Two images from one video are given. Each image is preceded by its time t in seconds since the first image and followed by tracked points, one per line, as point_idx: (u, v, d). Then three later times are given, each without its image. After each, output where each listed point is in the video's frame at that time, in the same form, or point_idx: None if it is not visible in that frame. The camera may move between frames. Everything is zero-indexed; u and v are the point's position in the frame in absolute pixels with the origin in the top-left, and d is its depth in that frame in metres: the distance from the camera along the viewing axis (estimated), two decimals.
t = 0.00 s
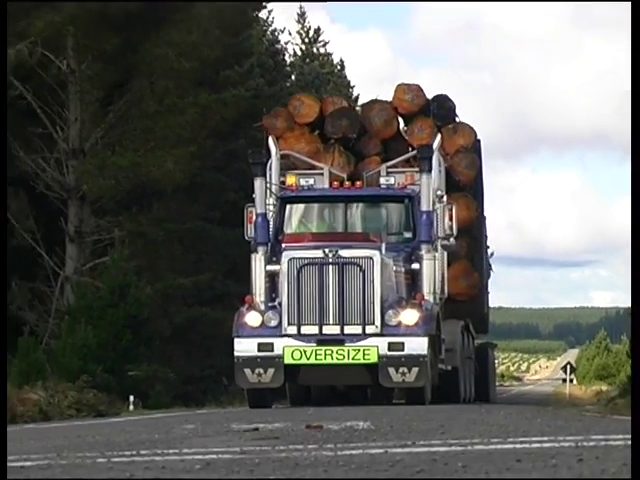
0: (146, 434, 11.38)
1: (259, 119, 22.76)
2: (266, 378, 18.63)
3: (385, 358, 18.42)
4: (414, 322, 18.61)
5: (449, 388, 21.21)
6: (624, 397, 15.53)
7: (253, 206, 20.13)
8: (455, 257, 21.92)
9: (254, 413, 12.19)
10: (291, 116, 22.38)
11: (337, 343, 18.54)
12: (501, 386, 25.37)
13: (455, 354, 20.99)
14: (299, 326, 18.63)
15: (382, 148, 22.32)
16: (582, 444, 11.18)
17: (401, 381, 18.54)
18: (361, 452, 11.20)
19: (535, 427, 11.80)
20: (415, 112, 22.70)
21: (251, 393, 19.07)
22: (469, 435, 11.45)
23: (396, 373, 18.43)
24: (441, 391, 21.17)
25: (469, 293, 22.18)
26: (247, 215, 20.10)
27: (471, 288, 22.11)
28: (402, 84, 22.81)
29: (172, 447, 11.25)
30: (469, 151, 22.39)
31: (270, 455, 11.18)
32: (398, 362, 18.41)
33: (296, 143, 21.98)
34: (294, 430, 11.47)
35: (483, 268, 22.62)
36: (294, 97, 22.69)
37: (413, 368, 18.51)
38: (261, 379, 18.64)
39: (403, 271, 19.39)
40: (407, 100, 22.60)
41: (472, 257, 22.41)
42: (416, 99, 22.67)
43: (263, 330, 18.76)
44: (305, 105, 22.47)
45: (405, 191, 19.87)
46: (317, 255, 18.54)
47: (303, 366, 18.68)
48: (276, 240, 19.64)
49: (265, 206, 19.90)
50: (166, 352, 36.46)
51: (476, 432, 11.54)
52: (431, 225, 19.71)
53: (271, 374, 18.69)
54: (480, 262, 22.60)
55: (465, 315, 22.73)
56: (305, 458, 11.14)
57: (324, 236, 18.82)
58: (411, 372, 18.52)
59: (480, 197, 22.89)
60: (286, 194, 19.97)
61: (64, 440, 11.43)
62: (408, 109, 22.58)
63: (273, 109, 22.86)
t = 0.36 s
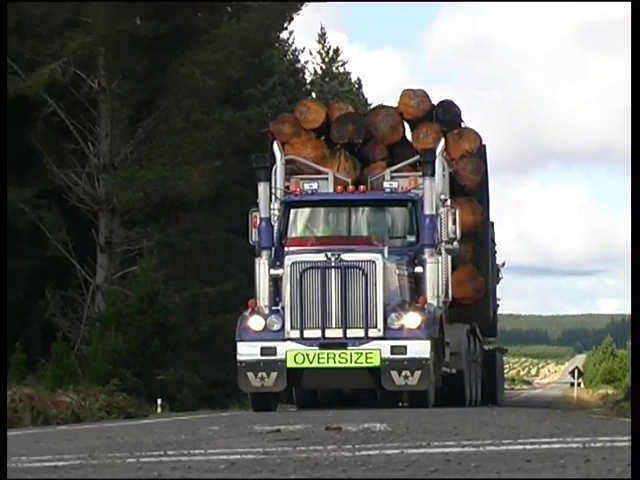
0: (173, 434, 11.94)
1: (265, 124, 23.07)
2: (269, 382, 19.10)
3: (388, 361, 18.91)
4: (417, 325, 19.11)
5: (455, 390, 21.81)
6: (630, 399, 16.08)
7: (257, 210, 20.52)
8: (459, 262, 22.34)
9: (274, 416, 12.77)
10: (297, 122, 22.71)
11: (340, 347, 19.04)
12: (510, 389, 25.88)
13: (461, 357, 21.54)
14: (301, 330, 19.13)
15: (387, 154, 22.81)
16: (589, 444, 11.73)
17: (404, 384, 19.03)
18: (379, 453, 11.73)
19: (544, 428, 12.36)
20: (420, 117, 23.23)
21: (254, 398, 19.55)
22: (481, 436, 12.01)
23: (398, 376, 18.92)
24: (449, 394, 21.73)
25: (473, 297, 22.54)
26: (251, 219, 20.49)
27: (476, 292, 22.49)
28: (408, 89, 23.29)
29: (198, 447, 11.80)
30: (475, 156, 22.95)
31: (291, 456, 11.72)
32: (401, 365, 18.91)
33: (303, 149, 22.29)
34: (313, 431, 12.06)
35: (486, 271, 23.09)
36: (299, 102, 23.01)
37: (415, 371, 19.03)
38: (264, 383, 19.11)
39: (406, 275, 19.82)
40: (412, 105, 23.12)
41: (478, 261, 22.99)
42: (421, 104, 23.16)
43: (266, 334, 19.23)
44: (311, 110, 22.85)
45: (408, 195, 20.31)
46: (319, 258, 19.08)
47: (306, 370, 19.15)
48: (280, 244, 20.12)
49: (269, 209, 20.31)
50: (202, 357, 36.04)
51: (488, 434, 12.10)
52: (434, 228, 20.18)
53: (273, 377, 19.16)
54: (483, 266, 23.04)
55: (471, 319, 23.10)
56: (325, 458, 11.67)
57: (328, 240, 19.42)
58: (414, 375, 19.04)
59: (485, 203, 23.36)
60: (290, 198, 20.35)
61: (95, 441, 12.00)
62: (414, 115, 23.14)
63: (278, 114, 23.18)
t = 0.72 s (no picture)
0: (194, 434, 12.48)
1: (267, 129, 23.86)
2: (265, 383, 19.63)
3: (384, 363, 19.39)
4: (413, 326, 19.59)
5: (456, 395, 22.24)
6: (629, 400, 16.67)
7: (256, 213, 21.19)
8: (459, 264, 22.87)
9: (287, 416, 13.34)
10: (299, 125, 23.45)
11: (337, 348, 19.53)
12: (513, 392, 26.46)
13: (460, 359, 22.07)
14: (298, 331, 19.64)
15: (388, 156, 23.31)
16: (591, 444, 12.28)
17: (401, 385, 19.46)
18: (390, 452, 12.28)
19: (549, 428, 12.92)
20: (420, 120, 23.73)
21: (251, 399, 20.08)
22: (487, 436, 12.59)
23: (395, 377, 19.38)
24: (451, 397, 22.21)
25: (474, 300, 23.15)
26: (250, 221, 21.17)
27: (477, 294, 23.10)
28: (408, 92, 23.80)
29: (217, 446, 12.35)
30: (475, 158, 23.23)
31: (306, 454, 12.26)
32: (398, 366, 19.38)
33: (303, 152, 22.99)
34: (328, 431, 12.64)
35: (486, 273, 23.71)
36: (301, 106, 23.77)
37: (413, 372, 19.46)
38: (261, 384, 19.63)
39: (404, 276, 20.35)
40: (412, 108, 23.66)
41: (478, 262, 23.51)
42: (421, 107, 23.71)
43: (263, 336, 19.80)
44: (312, 113, 23.53)
45: (406, 197, 20.89)
46: (316, 260, 19.56)
47: (303, 371, 19.66)
48: (278, 246, 20.70)
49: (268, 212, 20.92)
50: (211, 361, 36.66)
51: (494, 433, 12.67)
52: (431, 230, 20.73)
53: (270, 379, 19.67)
54: (484, 267, 23.65)
55: (473, 321, 23.74)
56: (338, 456, 12.23)
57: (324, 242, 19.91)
58: (411, 376, 19.46)
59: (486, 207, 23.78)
60: (288, 200, 20.94)
61: (119, 440, 12.57)
62: (414, 117, 23.66)
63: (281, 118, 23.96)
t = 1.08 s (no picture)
0: (215, 434, 13.04)
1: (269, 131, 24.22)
2: (263, 385, 20.18)
3: (382, 365, 19.92)
4: (411, 328, 20.09)
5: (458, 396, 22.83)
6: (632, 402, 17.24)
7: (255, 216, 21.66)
8: (461, 266, 23.44)
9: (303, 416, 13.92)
10: (300, 129, 23.79)
11: (335, 350, 20.06)
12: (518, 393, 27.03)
13: (461, 361, 22.66)
14: (296, 333, 20.17)
15: (388, 159, 23.72)
16: (594, 443, 12.86)
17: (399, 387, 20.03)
18: (402, 451, 12.85)
19: (553, 428, 13.52)
20: (421, 123, 24.02)
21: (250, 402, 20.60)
22: (494, 435, 13.19)
23: (393, 380, 19.92)
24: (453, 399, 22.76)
25: (477, 301, 23.67)
26: (249, 224, 21.65)
27: (478, 297, 23.61)
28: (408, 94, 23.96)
29: (237, 445, 12.94)
30: (475, 162, 23.65)
31: (322, 453, 12.86)
32: (396, 368, 19.90)
33: (305, 156, 23.38)
34: (342, 431, 13.23)
35: (486, 276, 24.17)
36: (303, 109, 24.03)
37: (411, 374, 20.00)
38: (258, 386, 20.19)
39: (403, 278, 20.86)
40: (413, 112, 23.93)
41: (478, 264, 24.03)
42: (422, 109, 23.96)
43: (261, 338, 20.34)
44: (313, 117, 23.85)
45: (405, 199, 21.42)
46: (314, 263, 20.11)
47: (301, 374, 20.22)
48: (277, 248, 21.18)
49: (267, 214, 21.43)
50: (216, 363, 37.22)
51: (501, 433, 13.27)
52: (430, 232, 21.25)
53: (268, 381, 20.23)
54: (485, 270, 24.17)
55: (474, 324, 24.21)
56: (353, 455, 12.81)
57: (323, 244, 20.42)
58: (409, 379, 20.01)
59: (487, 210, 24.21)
60: (288, 203, 21.47)
61: (144, 439, 13.14)
62: (415, 120, 23.95)
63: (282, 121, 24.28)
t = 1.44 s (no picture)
0: (237, 433, 13.66)
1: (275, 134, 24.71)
2: (263, 386, 20.02)
3: (382, 366, 19.70)
4: (411, 329, 19.90)
5: (461, 397, 23.33)
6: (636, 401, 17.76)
7: (256, 217, 21.65)
8: (464, 268, 23.78)
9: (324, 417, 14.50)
10: (305, 131, 24.25)
11: (335, 351, 19.87)
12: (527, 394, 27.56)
13: (464, 362, 23.05)
14: (295, 334, 19.99)
15: (393, 162, 23.94)
16: (601, 443, 13.43)
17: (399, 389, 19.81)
18: (417, 449, 13.44)
19: (563, 428, 14.10)
20: (425, 125, 24.20)
21: (250, 404, 20.46)
22: (505, 435, 13.78)
23: (393, 381, 19.70)
24: (456, 398, 23.25)
25: (478, 303, 24.07)
26: (251, 225, 21.70)
27: (480, 298, 23.98)
28: (412, 97, 24.31)
29: (259, 444, 13.52)
30: (480, 164, 24.13)
31: (340, 451, 13.45)
32: (396, 370, 19.69)
33: (309, 158, 23.80)
34: (360, 431, 13.83)
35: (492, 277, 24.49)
36: (308, 112, 24.53)
37: (411, 376, 19.77)
38: (258, 387, 20.02)
39: (405, 279, 20.95)
40: (417, 114, 24.15)
41: (483, 266, 24.38)
42: (426, 112, 24.14)
43: (261, 339, 20.17)
44: (317, 119, 24.31)
45: (408, 200, 21.56)
46: (314, 263, 19.93)
47: (300, 375, 20.03)
48: (279, 249, 21.23)
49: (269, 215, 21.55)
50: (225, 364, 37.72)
51: (512, 432, 13.86)
52: (431, 233, 21.38)
53: (267, 382, 20.06)
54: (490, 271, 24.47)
55: (479, 325, 24.69)
56: (370, 453, 13.40)
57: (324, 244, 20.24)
58: (409, 380, 19.78)
59: (492, 211, 24.53)
60: (289, 204, 21.52)
61: (170, 438, 13.78)
62: (418, 122, 24.17)
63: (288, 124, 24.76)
